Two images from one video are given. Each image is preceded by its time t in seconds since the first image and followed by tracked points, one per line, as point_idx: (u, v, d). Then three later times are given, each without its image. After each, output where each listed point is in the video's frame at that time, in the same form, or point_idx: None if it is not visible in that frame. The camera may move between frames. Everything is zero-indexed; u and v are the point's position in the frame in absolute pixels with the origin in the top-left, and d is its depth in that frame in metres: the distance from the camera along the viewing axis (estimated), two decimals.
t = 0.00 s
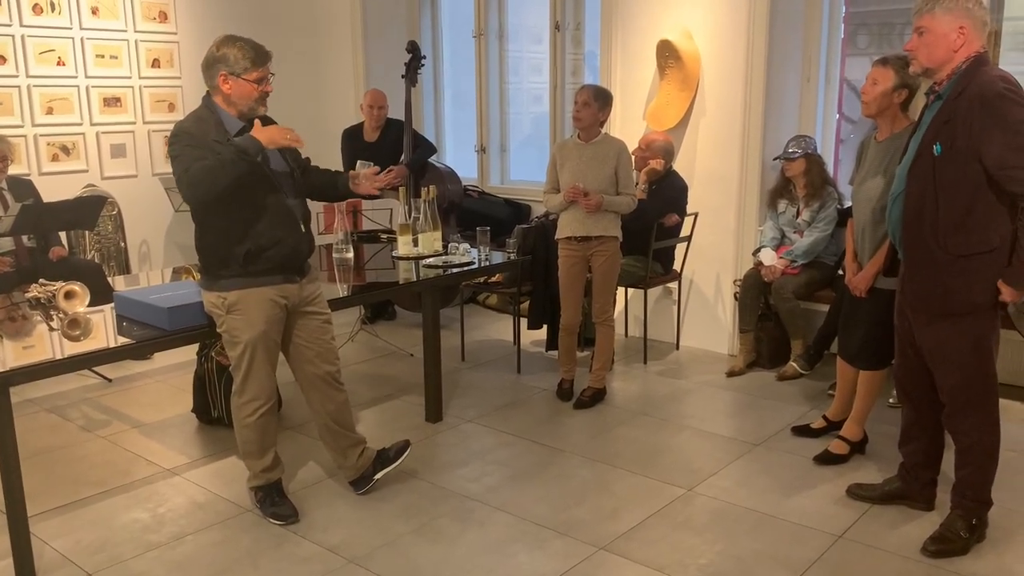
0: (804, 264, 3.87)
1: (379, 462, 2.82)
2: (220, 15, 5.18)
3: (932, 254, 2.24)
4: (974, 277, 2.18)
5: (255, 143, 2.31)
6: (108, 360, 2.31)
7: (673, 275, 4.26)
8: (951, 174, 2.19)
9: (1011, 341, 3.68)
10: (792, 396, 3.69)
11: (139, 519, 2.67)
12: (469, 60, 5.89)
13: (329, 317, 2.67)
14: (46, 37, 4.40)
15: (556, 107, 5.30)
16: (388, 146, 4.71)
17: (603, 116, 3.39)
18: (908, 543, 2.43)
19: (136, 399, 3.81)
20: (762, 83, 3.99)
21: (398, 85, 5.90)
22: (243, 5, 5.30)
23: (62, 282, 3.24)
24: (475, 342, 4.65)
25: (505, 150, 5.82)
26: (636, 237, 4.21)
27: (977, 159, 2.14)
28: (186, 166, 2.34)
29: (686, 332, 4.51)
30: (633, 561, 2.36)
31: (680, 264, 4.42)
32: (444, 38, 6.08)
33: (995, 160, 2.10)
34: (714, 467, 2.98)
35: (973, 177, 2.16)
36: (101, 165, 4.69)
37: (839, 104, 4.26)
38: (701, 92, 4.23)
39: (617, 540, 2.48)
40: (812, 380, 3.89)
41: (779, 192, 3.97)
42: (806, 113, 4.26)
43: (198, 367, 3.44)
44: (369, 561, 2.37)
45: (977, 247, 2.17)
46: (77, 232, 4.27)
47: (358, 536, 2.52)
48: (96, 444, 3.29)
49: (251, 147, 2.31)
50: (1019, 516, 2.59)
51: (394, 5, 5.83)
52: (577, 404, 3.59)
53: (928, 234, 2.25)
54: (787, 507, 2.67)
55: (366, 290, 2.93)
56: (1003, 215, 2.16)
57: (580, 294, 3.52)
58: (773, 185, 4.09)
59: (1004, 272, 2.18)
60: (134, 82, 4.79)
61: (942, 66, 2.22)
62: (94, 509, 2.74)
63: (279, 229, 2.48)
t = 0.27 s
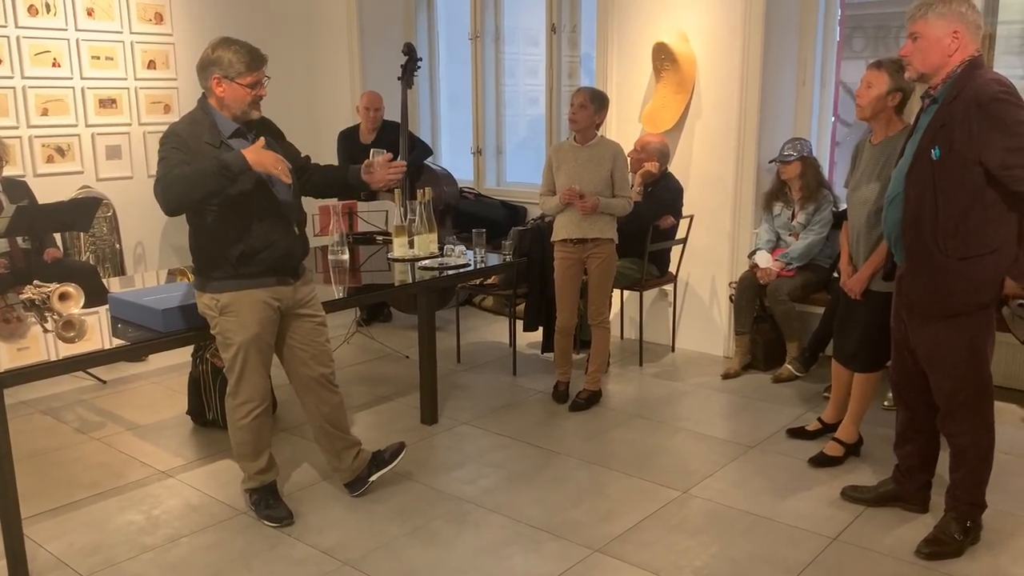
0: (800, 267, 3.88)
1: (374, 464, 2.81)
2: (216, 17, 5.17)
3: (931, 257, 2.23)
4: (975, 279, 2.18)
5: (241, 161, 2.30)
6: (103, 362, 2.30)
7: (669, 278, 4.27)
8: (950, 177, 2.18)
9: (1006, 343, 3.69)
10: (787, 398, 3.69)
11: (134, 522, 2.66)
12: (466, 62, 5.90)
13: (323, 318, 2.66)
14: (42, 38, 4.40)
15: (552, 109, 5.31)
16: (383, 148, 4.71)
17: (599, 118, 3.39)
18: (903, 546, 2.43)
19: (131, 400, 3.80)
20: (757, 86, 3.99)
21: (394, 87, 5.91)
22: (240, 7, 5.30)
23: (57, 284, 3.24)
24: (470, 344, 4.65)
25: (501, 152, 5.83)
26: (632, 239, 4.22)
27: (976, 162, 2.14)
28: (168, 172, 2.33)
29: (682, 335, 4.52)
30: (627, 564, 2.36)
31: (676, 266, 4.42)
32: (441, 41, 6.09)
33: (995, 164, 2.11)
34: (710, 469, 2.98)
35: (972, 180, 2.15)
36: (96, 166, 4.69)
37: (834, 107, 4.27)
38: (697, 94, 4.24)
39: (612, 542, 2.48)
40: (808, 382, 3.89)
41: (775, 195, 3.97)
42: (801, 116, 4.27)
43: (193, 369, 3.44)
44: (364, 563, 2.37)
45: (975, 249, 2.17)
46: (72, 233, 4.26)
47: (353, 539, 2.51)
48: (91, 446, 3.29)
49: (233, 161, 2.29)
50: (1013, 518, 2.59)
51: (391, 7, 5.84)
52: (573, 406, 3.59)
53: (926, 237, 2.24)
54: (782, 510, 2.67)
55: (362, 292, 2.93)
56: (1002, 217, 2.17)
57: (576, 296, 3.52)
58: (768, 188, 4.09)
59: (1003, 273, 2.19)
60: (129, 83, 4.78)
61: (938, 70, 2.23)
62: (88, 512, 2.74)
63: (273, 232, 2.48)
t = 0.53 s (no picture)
0: (797, 270, 3.89)
1: (370, 467, 2.81)
2: (214, 20, 5.17)
3: (929, 259, 2.23)
4: (974, 279, 2.18)
5: (241, 170, 2.34)
6: (99, 364, 2.30)
7: (666, 280, 4.27)
8: (949, 180, 2.17)
9: (1002, 346, 3.69)
10: (784, 401, 3.70)
11: (130, 524, 2.66)
12: (464, 65, 5.90)
13: (319, 321, 2.66)
14: (39, 40, 4.39)
15: (550, 112, 5.31)
16: (381, 150, 4.71)
17: (597, 121, 3.40)
18: (899, 549, 2.43)
19: (127, 403, 3.79)
20: (754, 89, 4.00)
21: (391, 90, 5.91)
22: (238, 9, 5.30)
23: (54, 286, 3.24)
24: (468, 346, 4.65)
25: (499, 154, 5.83)
26: (629, 242, 4.22)
27: (975, 165, 2.14)
28: (167, 177, 2.36)
29: (679, 337, 4.52)
30: (624, 566, 2.36)
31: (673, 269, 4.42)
32: (439, 44, 6.10)
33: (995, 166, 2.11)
34: (706, 472, 2.98)
35: (971, 183, 2.15)
36: (93, 168, 4.68)
37: (832, 110, 4.28)
38: (694, 97, 4.24)
39: (608, 545, 2.48)
40: (804, 385, 3.90)
41: (772, 197, 3.98)
42: (799, 119, 4.28)
43: (189, 372, 3.43)
44: (360, 566, 2.37)
45: (972, 251, 2.17)
46: (69, 235, 4.26)
47: (350, 541, 2.51)
48: (87, 449, 3.28)
49: (233, 170, 2.34)
50: (1009, 521, 2.59)
51: (389, 10, 5.84)
52: (570, 408, 3.59)
53: (924, 240, 2.23)
54: (778, 513, 2.67)
55: (359, 294, 2.93)
56: (1000, 219, 2.16)
57: (573, 298, 3.52)
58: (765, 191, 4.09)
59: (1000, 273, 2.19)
60: (127, 85, 4.78)
61: (934, 74, 2.23)
62: (84, 514, 2.73)
63: (270, 234, 2.48)
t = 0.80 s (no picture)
0: (795, 272, 3.88)
1: (369, 469, 2.81)
2: (214, 21, 5.18)
3: (927, 262, 2.23)
4: (966, 283, 2.18)
5: (247, 167, 2.30)
6: (96, 366, 2.30)
7: (665, 283, 4.27)
8: (942, 183, 2.18)
9: (1001, 349, 3.69)
10: (783, 404, 3.70)
11: (127, 526, 2.66)
12: (463, 67, 5.91)
13: (318, 323, 2.66)
14: (39, 42, 4.40)
15: (549, 114, 5.31)
16: (381, 152, 4.71)
17: (596, 123, 3.40)
18: (897, 552, 2.43)
19: (126, 404, 3.79)
20: (753, 91, 4.01)
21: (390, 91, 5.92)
22: (237, 11, 5.30)
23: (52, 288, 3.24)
24: (467, 349, 4.65)
25: (498, 156, 5.84)
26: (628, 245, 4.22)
27: (971, 168, 2.14)
28: (171, 181, 2.36)
29: (678, 340, 4.52)
30: (621, 569, 2.36)
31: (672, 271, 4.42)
32: (438, 46, 6.10)
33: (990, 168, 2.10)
34: (705, 474, 2.98)
35: (967, 186, 2.15)
36: (92, 170, 4.68)
37: (831, 112, 4.28)
38: (694, 99, 4.25)
39: (606, 548, 2.48)
40: (803, 388, 3.90)
41: (771, 200, 3.98)
42: (798, 121, 4.28)
43: (187, 374, 3.43)
44: (357, 568, 2.37)
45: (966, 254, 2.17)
46: (68, 236, 4.26)
47: (348, 544, 2.51)
48: (85, 450, 3.28)
49: (238, 168, 2.30)
50: (1007, 524, 2.59)
51: (388, 12, 5.84)
52: (568, 411, 3.59)
53: (918, 242, 2.25)
54: (776, 515, 2.67)
55: (358, 296, 2.93)
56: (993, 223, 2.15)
57: (572, 301, 3.52)
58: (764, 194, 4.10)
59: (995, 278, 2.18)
60: (126, 87, 4.78)
61: (930, 77, 2.23)
62: (82, 516, 2.73)
63: (269, 236, 2.47)
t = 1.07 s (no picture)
0: (795, 274, 3.88)
1: (369, 471, 2.81)
2: (214, 23, 5.18)
3: (922, 261, 2.25)
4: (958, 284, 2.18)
5: (253, 163, 2.32)
6: (97, 367, 2.30)
7: (665, 285, 4.27)
8: (939, 183, 2.20)
9: (1000, 351, 3.69)
10: (783, 406, 3.69)
11: (126, 528, 2.65)
12: (463, 69, 5.91)
13: (319, 325, 2.66)
14: (39, 43, 4.40)
15: (549, 116, 5.30)
16: (380, 154, 4.71)
17: (596, 125, 3.39)
18: (897, 554, 2.43)
19: (125, 406, 3.79)
20: (753, 92, 4.01)
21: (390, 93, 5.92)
22: (237, 12, 5.30)
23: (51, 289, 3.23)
24: (466, 350, 4.64)
25: (498, 158, 5.83)
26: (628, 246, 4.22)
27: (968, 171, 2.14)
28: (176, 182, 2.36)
29: (678, 342, 4.51)
30: (620, 572, 2.36)
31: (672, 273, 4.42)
32: (438, 47, 6.10)
33: (987, 172, 2.09)
34: (704, 477, 2.98)
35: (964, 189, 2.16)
36: (92, 171, 4.68)
37: (831, 114, 4.28)
38: (694, 101, 4.25)
39: (605, 550, 2.47)
40: (803, 390, 3.90)
41: (771, 202, 3.98)
42: (798, 123, 4.28)
43: (186, 375, 3.43)
44: (356, 571, 2.36)
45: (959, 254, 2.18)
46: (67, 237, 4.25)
47: (346, 546, 2.50)
48: (84, 452, 3.27)
49: (244, 163, 2.31)
50: (1007, 527, 2.59)
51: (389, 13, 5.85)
52: (568, 412, 3.59)
53: (913, 242, 2.26)
54: (776, 518, 2.66)
55: (358, 298, 2.93)
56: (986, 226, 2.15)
57: (571, 302, 3.52)
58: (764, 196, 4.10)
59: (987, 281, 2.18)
60: (126, 88, 4.78)
61: (934, 77, 2.23)
62: (80, 517, 2.72)
63: (270, 238, 2.47)
